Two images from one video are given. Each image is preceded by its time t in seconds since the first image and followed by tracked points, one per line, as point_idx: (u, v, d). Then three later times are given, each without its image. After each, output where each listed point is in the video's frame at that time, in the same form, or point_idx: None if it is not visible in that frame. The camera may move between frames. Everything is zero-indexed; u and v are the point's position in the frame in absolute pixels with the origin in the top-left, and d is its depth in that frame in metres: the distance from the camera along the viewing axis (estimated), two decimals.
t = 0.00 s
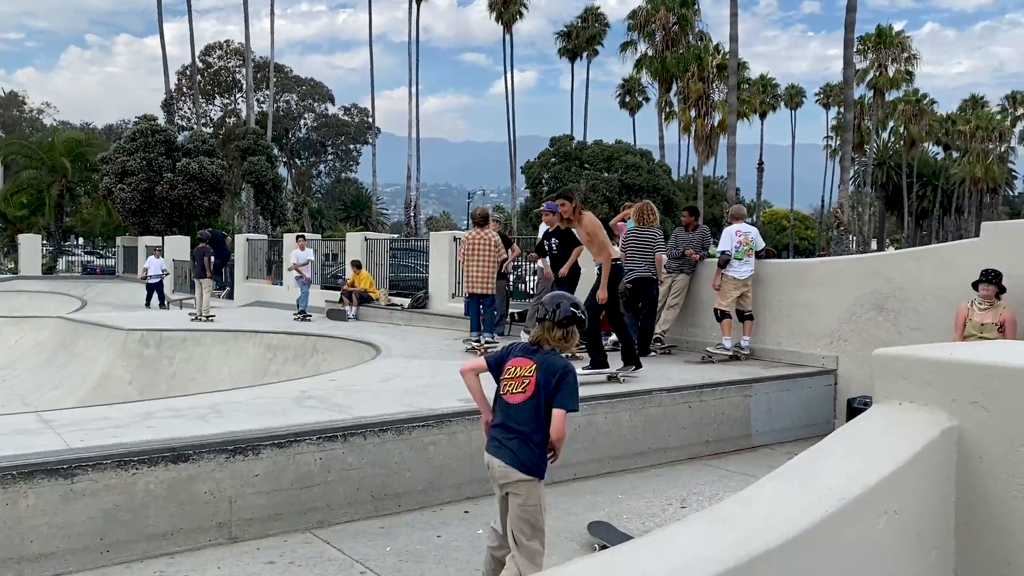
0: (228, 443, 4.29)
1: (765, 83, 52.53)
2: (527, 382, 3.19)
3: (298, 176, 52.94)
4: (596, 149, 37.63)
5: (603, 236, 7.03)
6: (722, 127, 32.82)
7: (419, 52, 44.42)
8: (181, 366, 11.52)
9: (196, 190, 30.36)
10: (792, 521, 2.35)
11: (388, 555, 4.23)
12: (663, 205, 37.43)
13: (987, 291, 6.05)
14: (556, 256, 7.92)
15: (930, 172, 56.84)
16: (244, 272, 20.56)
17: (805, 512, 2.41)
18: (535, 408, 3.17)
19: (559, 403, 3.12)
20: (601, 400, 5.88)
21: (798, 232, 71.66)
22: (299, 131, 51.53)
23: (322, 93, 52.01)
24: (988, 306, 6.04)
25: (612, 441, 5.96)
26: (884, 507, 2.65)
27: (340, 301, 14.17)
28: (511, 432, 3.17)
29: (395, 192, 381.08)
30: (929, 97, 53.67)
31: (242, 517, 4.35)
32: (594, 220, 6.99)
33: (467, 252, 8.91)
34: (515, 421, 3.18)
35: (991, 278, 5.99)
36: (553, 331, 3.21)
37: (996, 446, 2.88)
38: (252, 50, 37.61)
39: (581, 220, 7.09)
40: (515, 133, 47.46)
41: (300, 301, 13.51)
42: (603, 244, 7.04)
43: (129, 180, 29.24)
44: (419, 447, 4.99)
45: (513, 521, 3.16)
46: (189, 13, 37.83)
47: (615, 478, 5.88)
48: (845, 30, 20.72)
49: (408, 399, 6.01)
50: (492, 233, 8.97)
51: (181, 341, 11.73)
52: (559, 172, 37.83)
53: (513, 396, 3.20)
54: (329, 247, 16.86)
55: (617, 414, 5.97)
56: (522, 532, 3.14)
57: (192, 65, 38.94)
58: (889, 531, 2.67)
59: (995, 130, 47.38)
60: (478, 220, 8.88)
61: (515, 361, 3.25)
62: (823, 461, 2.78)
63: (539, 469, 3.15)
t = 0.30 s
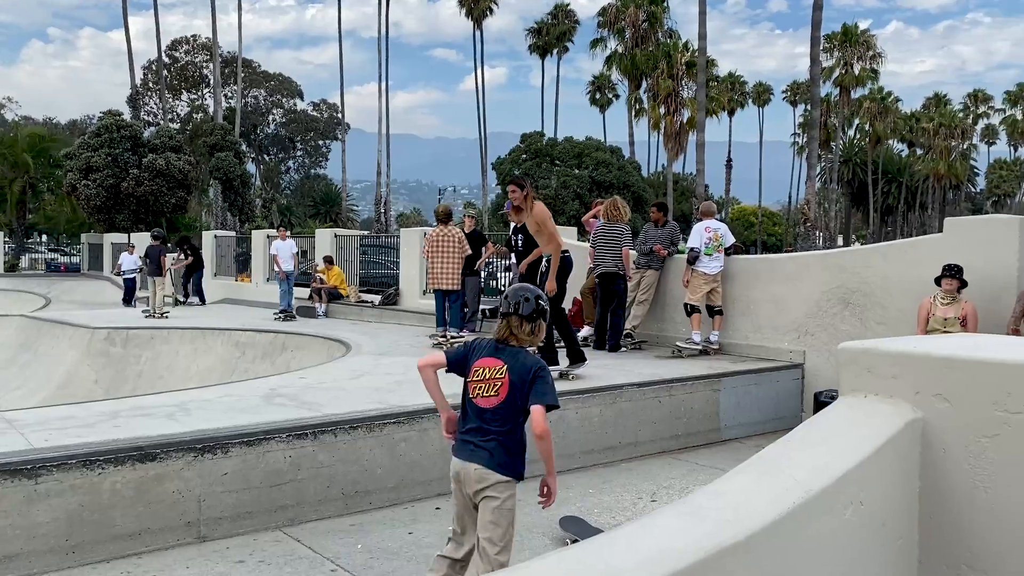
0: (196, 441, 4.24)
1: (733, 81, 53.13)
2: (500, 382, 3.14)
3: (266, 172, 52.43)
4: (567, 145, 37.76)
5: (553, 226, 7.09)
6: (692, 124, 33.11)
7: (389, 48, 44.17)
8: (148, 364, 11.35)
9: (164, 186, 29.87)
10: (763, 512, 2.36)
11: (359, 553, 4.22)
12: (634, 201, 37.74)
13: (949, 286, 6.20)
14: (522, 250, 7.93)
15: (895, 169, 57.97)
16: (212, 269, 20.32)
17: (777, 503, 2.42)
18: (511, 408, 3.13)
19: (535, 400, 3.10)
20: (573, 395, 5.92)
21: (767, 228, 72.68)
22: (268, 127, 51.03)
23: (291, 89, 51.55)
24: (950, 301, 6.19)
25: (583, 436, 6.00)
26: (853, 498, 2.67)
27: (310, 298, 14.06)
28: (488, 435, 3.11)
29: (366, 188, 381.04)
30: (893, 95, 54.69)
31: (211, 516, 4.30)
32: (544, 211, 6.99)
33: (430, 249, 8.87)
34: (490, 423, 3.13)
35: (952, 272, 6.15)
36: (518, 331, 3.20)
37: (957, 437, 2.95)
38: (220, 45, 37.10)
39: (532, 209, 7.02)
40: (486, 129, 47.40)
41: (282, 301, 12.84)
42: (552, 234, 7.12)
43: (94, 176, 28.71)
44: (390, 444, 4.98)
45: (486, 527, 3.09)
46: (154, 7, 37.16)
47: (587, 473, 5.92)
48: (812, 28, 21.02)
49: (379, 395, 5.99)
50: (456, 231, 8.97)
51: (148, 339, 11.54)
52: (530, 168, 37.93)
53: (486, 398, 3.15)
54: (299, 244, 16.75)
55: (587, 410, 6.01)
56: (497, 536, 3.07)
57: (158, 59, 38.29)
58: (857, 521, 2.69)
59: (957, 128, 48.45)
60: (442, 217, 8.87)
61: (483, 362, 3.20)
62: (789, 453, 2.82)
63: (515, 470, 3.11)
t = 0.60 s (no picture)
0: (164, 442, 4.20)
1: (702, 80, 53.61)
2: (479, 365, 3.21)
3: (235, 169, 51.78)
4: (538, 143, 37.85)
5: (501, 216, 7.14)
6: (662, 122, 33.33)
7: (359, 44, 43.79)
8: (115, 364, 11.17)
9: (129, 184, 29.30)
10: (732, 507, 2.36)
11: (330, 552, 4.21)
12: (604, 198, 37.95)
13: (914, 281, 6.33)
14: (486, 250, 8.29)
15: (860, 167, 59.03)
16: (179, 267, 20.03)
17: (747, 498, 2.41)
18: (488, 392, 3.20)
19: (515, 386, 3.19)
20: (545, 392, 5.95)
21: (735, 225, 73.61)
22: (236, 123, 50.38)
23: (259, 85, 51.00)
24: (913, 295, 6.33)
25: (556, 432, 6.04)
26: (820, 492, 2.65)
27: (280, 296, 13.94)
28: (465, 418, 3.17)
29: (335, 185, 381.37)
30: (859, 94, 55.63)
31: (180, 516, 4.25)
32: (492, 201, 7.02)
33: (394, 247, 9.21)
34: (470, 407, 3.18)
35: (915, 268, 6.29)
36: (498, 318, 3.27)
37: (922, 430, 2.89)
38: (186, 40, 36.48)
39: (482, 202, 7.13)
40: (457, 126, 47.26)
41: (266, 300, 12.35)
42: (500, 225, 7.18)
43: (57, 173, 28.09)
44: (360, 442, 4.96)
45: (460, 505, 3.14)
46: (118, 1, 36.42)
47: (558, 469, 5.96)
48: (780, 27, 21.29)
49: (350, 394, 5.97)
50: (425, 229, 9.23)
51: (114, 338, 11.34)
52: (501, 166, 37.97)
53: (466, 381, 3.20)
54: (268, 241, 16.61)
55: (560, 406, 6.04)
56: (471, 518, 3.13)
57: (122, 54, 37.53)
58: (824, 515, 2.66)
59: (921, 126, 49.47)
60: (406, 216, 9.15)
61: (462, 346, 3.25)
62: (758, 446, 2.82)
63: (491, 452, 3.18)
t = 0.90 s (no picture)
0: (131, 443, 4.14)
1: (672, 79, 54.05)
2: (462, 358, 3.31)
3: (202, 167, 51.11)
4: (509, 141, 37.91)
5: (450, 216, 6.54)
6: (632, 120, 33.54)
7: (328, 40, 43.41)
8: (80, 365, 10.98)
9: (94, 181, 28.69)
10: (701, 502, 2.36)
11: (300, 552, 4.19)
12: (575, 196, 38.08)
13: (877, 278, 6.45)
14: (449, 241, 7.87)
15: (828, 165, 59.97)
16: (145, 266, 19.72)
17: (717, 493, 2.42)
18: (473, 382, 3.31)
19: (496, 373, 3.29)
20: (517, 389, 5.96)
21: (704, 223, 74.45)
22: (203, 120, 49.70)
23: (227, 81, 50.45)
24: (878, 292, 6.45)
25: (528, 429, 6.06)
26: (789, 486, 2.64)
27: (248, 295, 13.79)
28: (454, 411, 3.28)
29: (304, 183, 381.27)
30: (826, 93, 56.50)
31: (148, 519, 4.20)
32: (441, 197, 6.45)
33: (359, 246, 9.00)
34: (460, 397, 3.30)
35: (879, 265, 6.41)
36: (478, 310, 3.35)
37: (888, 424, 2.87)
38: (151, 35, 35.84)
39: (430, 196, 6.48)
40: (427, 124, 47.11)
41: (250, 302, 11.86)
42: (449, 225, 6.59)
43: (19, 171, 27.48)
44: (331, 442, 4.94)
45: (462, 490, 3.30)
46: None
47: (531, 467, 5.98)
48: (748, 26, 21.53)
49: (320, 394, 5.93)
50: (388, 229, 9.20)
51: (79, 339, 11.14)
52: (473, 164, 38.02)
53: (452, 373, 3.31)
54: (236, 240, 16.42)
55: (532, 404, 6.06)
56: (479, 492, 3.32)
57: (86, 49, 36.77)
58: (791, 509, 2.66)
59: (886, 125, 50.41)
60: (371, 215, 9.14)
61: (444, 341, 3.36)
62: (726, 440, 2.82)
63: (484, 436, 3.31)
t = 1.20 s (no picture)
0: (99, 445, 4.09)
1: (642, 79, 54.51)
2: (444, 352, 3.51)
3: (170, 166, 50.44)
4: (481, 140, 37.95)
5: (394, 229, 6.37)
6: (603, 120, 33.81)
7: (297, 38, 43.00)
8: (46, 367, 10.77)
9: (60, 181, 28.09)
10: (671, 498, 2.40)
11: (272, 553, 4.17)
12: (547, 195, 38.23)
13: (841, 279, 6.55)
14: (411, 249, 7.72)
15: (796, 164, 60.93)
16: (112, 267, 19.41)
17: (686, 488, 2.45)
18: (455, 373, 3.51)
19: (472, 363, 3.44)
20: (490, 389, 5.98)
21: (675, 221, 75.23)
22: (170, 118, 49.04)
23: (195, 80, 49.92)
24: (843, 291, 6.56)
25: (501, 428, 6.08)
26: (758, 482, 2.66)
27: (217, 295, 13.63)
28: (439, 401, 3.50)
29: (275, 182, 381.22)
30: (793, 94, 57.34)
31: (116, 522, 4.16)
32: (385, 211, 6.36)
33: (326, 246, 9.10)
34: (445, 389, 3.50)
35: (841, 266, 6.52)
36: (456, 308, 3.55)
37: (854, 419, 2.86)
38: (116, 32, 35.22)
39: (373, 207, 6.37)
40: (399, 122, 46.95)
41: (236, 304, 11.34)
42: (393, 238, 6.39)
43: None
44: (302, 444, 4.92)
45: (454, 475, 3.53)
46: None
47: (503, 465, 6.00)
48: (717, 27, 21.78)
49: (291, 394, 5.90)
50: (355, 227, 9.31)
51: (44, 340, 10.92)
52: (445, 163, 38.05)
53: (435, 366, 3.51)
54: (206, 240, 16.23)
55: (505, 403, 6.08)
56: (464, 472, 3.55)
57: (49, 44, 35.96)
58: (760, 504, 2.68)
59: (852, 125, 51.32)
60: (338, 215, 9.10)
61: (427, 337, 3.57)
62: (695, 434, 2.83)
63: (471, 424, 3.52)
